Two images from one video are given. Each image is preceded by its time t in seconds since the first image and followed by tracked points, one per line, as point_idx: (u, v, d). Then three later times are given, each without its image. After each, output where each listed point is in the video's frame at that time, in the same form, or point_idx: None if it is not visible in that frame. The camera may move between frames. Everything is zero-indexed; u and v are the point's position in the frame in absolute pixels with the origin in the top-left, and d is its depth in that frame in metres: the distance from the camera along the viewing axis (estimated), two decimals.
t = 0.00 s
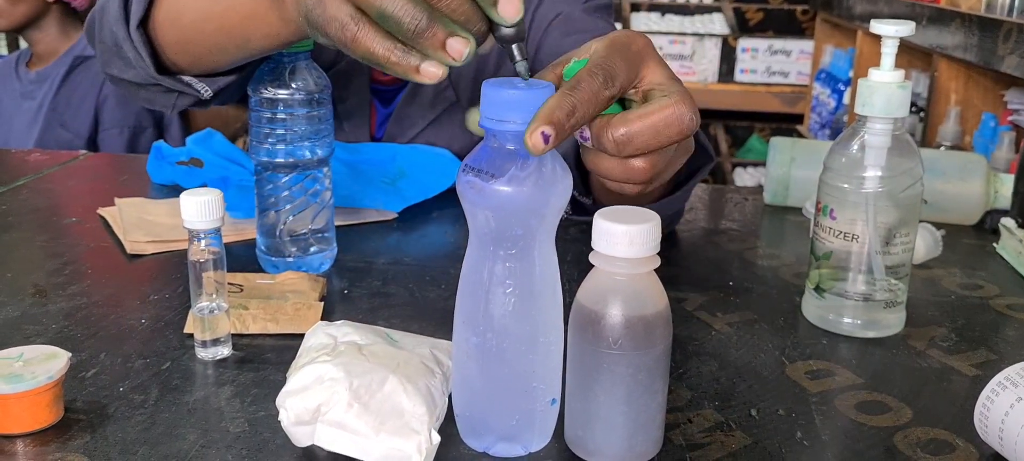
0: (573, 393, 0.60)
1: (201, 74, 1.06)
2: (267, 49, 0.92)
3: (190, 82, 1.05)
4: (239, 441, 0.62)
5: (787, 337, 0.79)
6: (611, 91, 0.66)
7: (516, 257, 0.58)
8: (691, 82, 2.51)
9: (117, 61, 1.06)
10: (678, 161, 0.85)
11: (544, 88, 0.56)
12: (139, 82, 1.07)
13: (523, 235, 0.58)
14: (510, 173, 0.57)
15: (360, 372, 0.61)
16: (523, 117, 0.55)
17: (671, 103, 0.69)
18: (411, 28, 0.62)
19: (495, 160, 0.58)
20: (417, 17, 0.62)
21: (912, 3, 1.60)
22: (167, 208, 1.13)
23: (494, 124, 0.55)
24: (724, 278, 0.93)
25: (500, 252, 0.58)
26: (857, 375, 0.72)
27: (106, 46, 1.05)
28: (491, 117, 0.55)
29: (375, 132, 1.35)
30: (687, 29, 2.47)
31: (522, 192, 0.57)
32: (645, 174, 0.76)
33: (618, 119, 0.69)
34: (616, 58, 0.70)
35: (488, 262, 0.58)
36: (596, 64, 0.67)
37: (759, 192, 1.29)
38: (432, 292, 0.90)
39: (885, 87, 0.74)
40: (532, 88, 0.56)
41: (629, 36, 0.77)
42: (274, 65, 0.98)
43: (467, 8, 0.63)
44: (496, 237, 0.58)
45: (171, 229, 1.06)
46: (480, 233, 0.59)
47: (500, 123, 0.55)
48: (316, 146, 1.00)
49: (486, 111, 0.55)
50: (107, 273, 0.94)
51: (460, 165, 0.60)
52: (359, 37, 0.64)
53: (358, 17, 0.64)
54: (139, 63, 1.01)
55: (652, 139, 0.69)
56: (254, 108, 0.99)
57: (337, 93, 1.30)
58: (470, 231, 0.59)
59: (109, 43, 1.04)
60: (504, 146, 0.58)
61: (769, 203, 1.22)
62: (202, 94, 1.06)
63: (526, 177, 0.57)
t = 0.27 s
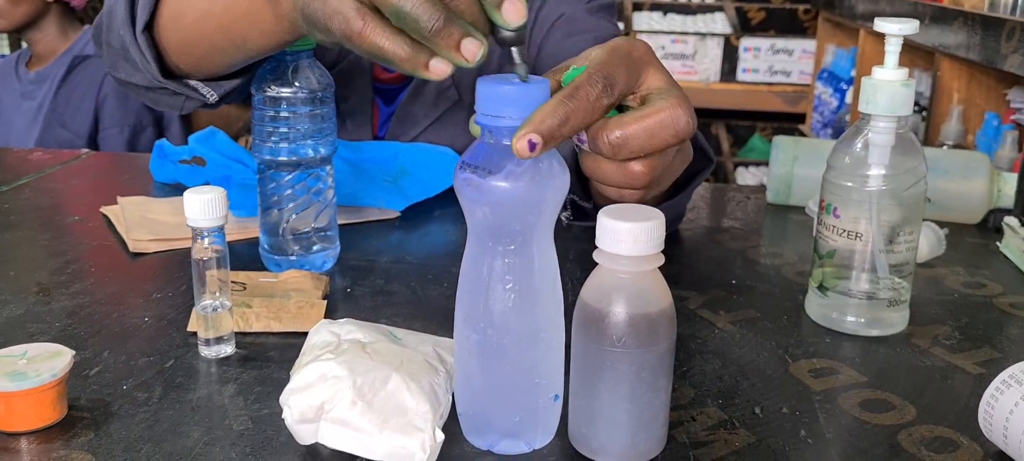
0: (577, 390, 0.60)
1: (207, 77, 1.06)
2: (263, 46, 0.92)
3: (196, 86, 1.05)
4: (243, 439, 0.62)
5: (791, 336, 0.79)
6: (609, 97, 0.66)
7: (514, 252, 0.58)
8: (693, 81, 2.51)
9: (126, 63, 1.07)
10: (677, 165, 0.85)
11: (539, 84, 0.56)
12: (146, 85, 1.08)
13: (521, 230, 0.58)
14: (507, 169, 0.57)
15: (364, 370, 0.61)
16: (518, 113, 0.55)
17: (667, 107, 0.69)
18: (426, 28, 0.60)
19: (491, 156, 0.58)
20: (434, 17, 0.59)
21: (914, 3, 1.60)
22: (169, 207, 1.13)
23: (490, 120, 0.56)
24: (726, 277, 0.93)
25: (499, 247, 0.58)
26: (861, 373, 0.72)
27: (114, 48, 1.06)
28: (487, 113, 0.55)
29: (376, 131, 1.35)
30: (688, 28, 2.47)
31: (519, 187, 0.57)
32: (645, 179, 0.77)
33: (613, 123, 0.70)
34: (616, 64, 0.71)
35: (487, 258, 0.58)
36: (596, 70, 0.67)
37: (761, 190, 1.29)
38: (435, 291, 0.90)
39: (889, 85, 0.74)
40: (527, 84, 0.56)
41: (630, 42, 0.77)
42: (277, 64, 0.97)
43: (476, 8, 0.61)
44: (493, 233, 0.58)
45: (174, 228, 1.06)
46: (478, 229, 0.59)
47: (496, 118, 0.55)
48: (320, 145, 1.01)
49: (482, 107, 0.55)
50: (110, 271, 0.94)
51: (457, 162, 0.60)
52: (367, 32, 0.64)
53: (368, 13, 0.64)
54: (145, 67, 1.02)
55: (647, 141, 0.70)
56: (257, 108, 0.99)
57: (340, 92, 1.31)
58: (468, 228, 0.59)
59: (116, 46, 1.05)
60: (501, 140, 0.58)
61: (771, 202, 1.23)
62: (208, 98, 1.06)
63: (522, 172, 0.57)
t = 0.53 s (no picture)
0: (586, 389, 0.60)
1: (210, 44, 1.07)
2: None
3: (199, 54, 1.06)
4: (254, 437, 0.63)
5: (797, 334, 0.79)
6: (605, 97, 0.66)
7: (517, 251, 0.58)
8: (698, 80, 2.51)
9: (128, 43, 1.07)
10: (671, 155, 0.86)
11: (534, 82, 0.57)
12: (149, 64, 1.09)
13: (522, 229, 0.58)
14: (507, 169, 0.58)
15: (374, 368, 0.61)
16: (516, 113, 0.56)
17: (657, 102, 0.71)
18: None
19: (488, 155, 0.58)
20: None
21: (920, 1, 1.60)
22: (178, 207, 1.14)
23: (487, 121, 0.56)
24: (732, 275, 0.94)
25: (501, 248, 0.58)
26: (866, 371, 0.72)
27: (114, 29, 1.06)
28: (483, 114, 0.56)
29: (385, 130, 1.36)
30: (694, 26, 2.46)
31: (519, 187, 0.58)
32: (639, 173, 0.78)
33: (604, 120, 0.71)
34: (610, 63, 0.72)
35: (490, 258, 0.58)
36: (590, 68, 0.67)
37: (767, 189, 1.29)
38: (443, 290, 0.90)
39: (894, 84, 0.75)
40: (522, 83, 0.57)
41: (620, 40, 0.78)
42: (284, 67, 1.02)
43: None
44: (495, 232, 0.58)
45: (183, 228, 1.06)
46: (480, 229, 0.59)
47: (494, 119, 0.56)
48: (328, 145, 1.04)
49: (478, 108, 0.56)
50: (119, 271, 0.95)
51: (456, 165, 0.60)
52: None
53: None
54: (149, 43, 1.04)
55: (639, 136, 0.71)
56: (265, 106, 1.04)
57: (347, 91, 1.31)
58: (470, 228, 0.60)
59: (117, 25, 1.05)
60: (497, 142, 0.58)
61: (777, 201, 1.22)
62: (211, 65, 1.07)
63: (522, 172, 0.58)
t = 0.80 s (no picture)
0: (590, 390, 0.60)
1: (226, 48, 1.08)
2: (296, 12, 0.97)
3: (214, 58, 1.06)
4: (261, 439, 0.64)
5: (802, 335, 0.79)
6: (620, 104, 0.67)
7: (527, 256, 0.58)
8: (704, 80, 2.52)
9: (144, 39, 1.08)
10: (684, 160, 0.85)
11: (548, 88, 0.57)
12: (163, 60, 1.10)
13: (534, 234, 0.58)
14: (520, 175, 0.58)
15: (380, 371, 0.62)
16: (529, 118, 0.56)
17: (668, 108, 0.70)
18: None
19: (500, 160, 0.59)
20: None
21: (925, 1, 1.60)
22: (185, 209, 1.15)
23: (500, 125, 0.56)
24: (738, 276, 0.94)
25: (511, 252, 0.59)
26: (871, 372, 0.73)
27: (130, 24, 1.07)
28: (496, 119, 0.56)
29: (391, 131, 1.36)
30: (699, 27, 2.45)
31: (530, 192, 0.58)
32: (648, 179, 0.76)
33: (616, 125, 0.70)
34: (622, 69, 0.72)
35: (500, 262, 0.59)
36: (606, 74, 0.68)
37: (772, 190, 1.29)
38: (449, 292, 0.91)
39: (899, 86, 0.75)
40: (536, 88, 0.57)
41: (634, 45, 0.78)
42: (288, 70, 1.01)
43: None
44: (506, 236, 0.59)
45: (189, 230, 1.07)
46: (491, 233, 0.59)
47: (506, 124, 0.56)
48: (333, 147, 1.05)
49: (491, 112, 0.56)
50: (127, 274, 0.96)
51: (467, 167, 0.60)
52: None
53: None
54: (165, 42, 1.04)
55: (650, 143, 0.71)
56: (270, 110, 1.02)
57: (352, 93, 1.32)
58: (481, 231, 0.60)
59: (134, 21, 1.05)
60: (509, 146, 0.59)
61: (782, 202, 1.23)
62: (225, 70, 1.07)
63: (534, 178, 0.58)
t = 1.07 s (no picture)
0: (594, 391, 0.60)
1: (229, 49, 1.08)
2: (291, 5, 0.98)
3: (219, 59, 1.06)
4: (265, 440, 0.64)
5: (805, 336, 0.79)
6: (627, 106, 0.68)
7: (533, 258, 0.59)
8: (707, 81, 2.52)
9: (149, 42, 1.09)
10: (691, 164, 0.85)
11: (556, 89, 0.57)
12: (168, 61, 1.10)
13: (540, 235, 0.59)
14: (526, 176, 0.58)
15: (384, 372, 0.62)
16: (536, 119, 0.56)
17: (673, 111, 0.70)
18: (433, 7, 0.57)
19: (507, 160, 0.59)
20: None
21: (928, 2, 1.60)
22: (189, 211, 1.15)
23: (507, 127, 0.56)
24: (741, 277, 0.94)
25: (518, 253, 0.59)
26: (875, 373, 0.73)
27: (137, 25, 1.07)
28: (504, 120, 0.56)
29: (393, 131, 1.36)
30: (702, 28, 2.46)
31: (538, 194, 0.58)
32: (655, 182, 0.76)
33: (622, 128, 0.70)
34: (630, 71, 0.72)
35: (506, 263, 0.59)
36: (613, 77, 0.68)
37: (776, 191, 1.29)
38: (452, 293, 0.91)
39: (903, 87, 0.75)
40: (544, 90, 0.57)
41: (642, 48, 0.79)
42: (292, 71, 1.02)
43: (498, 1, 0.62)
44: (513, 238, 0.59)
45: (194, 232, 1.07)
46: (498, 234, 0.60)
47: (512, 125, 0.56)
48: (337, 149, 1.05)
49: (499, 113, 0.56)
50: (132, 275, 0.96)
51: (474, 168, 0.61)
52: None
53: None
54: (170, 42, 1.04)
55: (655, 145, 0.71)
56: (275, 111, 1.03)
57: (356, 95, 1.32)
58: (487, 232, 0.60)
59: (140, 23, 1.06)
60: (517, 147, 0.59)
61: (786, 203, 1.22)
62: (230, 70, 1.07)
63: (541, 179, 0.58)
